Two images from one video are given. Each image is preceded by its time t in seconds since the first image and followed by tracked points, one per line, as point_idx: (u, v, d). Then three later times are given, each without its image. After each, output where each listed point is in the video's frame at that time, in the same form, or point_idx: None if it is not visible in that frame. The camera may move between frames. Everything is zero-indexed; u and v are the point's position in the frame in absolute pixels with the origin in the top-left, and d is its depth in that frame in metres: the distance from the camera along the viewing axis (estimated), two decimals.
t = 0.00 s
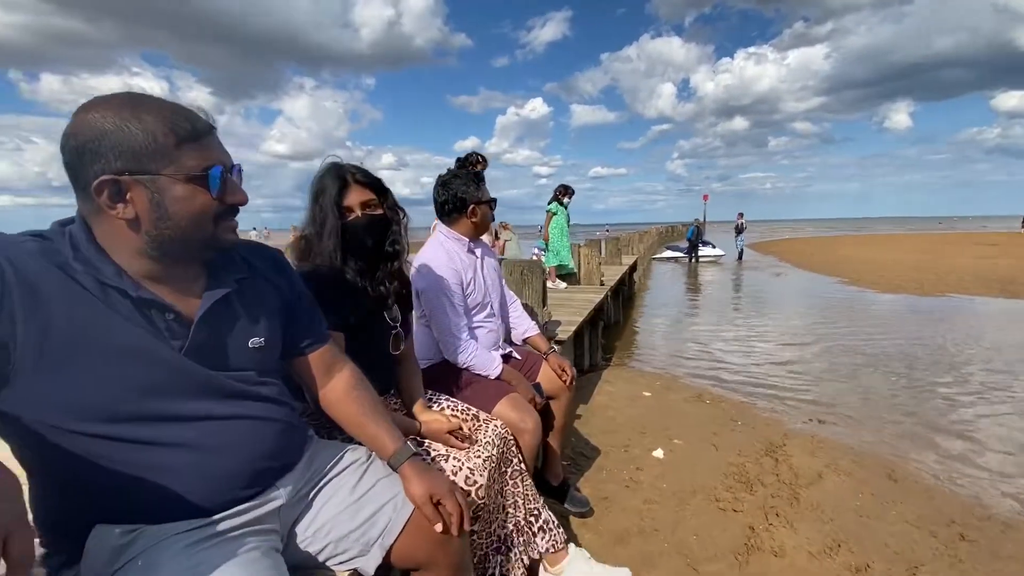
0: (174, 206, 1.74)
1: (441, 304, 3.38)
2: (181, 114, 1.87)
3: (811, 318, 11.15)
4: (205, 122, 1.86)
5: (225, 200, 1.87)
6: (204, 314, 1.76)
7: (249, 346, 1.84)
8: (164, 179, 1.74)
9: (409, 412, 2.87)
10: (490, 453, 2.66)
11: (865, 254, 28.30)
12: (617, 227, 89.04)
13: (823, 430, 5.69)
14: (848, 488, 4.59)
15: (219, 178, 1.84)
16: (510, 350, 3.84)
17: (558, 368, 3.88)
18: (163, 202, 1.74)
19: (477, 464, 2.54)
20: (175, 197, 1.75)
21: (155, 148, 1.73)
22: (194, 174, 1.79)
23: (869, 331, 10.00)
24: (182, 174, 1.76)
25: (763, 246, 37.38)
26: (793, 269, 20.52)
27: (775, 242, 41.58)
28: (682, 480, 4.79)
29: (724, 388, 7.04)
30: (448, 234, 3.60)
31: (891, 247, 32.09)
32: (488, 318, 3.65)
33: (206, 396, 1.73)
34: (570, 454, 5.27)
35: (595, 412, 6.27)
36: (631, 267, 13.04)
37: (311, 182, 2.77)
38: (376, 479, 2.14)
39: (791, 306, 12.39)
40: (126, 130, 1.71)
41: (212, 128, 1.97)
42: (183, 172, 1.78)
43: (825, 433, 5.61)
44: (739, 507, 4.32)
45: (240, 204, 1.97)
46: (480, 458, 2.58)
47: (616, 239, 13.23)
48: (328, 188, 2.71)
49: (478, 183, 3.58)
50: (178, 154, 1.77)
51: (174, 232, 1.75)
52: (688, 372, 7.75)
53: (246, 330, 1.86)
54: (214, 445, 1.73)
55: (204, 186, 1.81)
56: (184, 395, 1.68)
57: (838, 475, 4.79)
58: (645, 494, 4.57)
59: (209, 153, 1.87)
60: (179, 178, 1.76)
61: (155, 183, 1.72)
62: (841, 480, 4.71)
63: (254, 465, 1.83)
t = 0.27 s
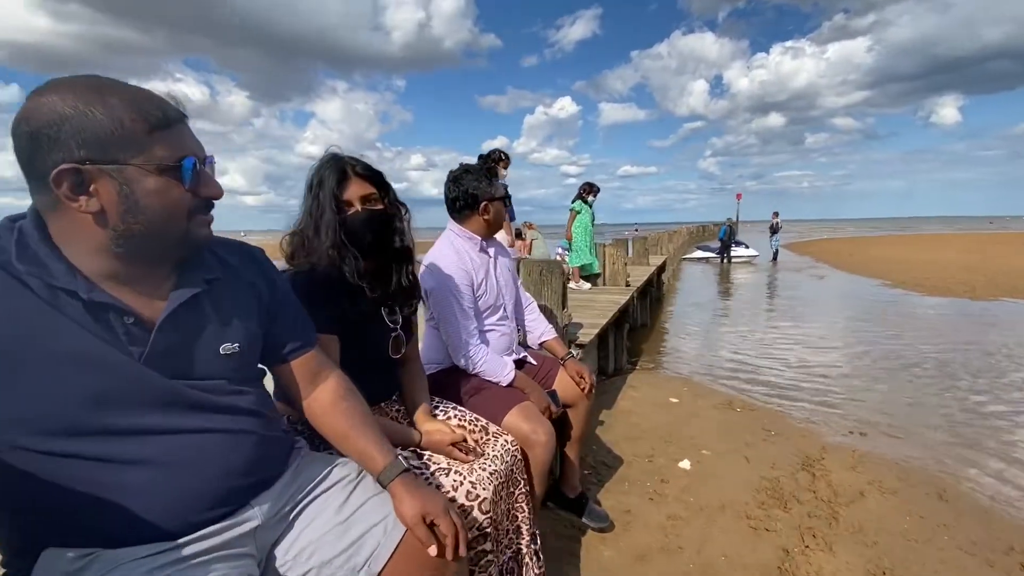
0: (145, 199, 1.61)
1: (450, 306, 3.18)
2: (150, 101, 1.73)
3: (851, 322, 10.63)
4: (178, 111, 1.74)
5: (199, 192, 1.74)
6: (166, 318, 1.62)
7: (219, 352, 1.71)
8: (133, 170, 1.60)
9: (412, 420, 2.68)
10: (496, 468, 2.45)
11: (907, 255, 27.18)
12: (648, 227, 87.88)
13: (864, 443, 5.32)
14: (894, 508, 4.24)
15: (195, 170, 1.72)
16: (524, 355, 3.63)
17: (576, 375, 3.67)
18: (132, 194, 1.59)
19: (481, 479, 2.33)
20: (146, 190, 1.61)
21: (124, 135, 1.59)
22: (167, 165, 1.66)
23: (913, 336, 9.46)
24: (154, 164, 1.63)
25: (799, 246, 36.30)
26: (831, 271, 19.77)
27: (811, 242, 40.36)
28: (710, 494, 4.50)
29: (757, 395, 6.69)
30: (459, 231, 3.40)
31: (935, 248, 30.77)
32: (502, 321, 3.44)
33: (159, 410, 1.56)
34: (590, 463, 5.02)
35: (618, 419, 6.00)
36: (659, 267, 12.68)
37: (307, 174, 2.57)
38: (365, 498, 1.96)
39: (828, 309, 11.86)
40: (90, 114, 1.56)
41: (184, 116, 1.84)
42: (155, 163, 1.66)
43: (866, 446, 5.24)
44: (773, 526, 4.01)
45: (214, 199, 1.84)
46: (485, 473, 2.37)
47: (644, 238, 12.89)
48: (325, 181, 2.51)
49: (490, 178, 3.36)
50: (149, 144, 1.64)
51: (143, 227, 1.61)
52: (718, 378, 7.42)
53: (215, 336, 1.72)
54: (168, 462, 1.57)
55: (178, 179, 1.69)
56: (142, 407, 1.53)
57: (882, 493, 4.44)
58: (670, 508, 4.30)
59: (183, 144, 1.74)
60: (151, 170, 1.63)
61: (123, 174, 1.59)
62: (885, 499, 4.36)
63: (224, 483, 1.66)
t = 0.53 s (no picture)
0: (109, 199, 1.40)
1: (464, 312, 2.93)
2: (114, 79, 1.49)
3: (898, 328, 10.03)
4: (148, 95, 1.52)
5: (170, 189, 1.54)
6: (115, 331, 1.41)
7: (182, 367, 1.51)
8: (96, 162, 1.38)
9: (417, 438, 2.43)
10: (509, 494, 2.16)
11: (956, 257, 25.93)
12: (680, 228, 86.28)
13: (920, 463, 4.87)
14: (958, 540, 3.82)
15: (167, 165, 1.51)
16: (544, 365, 3.36)
17: (602, 387, 3.37)
18: (93, 191, 1.38)
19: (491, 507, 2.05)
20: (110, 186, 1.40)
21: (86, 122, 1.37)
22: (136, 159, 1.45)
23: (968, 344, 8.84)
24: (120, 158, 1.42)
25: (838, 248, 35.07)
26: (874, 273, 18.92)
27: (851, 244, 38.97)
28: (749, 516, 4.14)
29: (797, 407, 6.26)
30: (474, 232, 3.14)
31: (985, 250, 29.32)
32: (520, 328, 3.17)
33: (104, 438, 1.38)
34: (617, 478, 4.71)
35: (648, 430, 5.67)
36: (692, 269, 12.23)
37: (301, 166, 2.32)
38: (352, 535, 1.72)
39: (873, 314, 11.25)
40: (44, 95, 1.32)
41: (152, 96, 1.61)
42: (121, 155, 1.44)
43: (922, 467, 4.80)
44: (820, 556, 3.64)
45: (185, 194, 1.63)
46: (496, 499, 2.09)
47: (676, 239, 12.45)
48: (323, 174, 2.27)
49: (508, 174, 3.08)
50: (116, 133, 1.43)
51: (105, 230, 1.41)
52: (754, 387, 7.01)
53: (178, 351, 1.51)
54: (108, 497, 1.37)
55: (147, 175, 1.48)
56: (83, 436, 1.36)
57: (942, 521, 4.03)
58: (704, 531, 3.96)
59: (151, 133, 1.52)
60: (118, 164, 1.41)
61: (84, 167, 1.37)
62: (947, 528, 3.94)
63: (183, 520, 1.45)
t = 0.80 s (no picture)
0: (35, 208, 1.20)
1: (473, 323, 2.68)
2: (50, 68, 1.29)
3: (947, 335, 9.44)
4: (90, 86, 1.31)
5: (114, 195, 1.34)
6: (40, 359, 1.22)
7: (125, 398, 1.32)
8: (20, 166, 1.19)
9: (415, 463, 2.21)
10: (512, 536, 1.91)
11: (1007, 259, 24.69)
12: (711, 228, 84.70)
13: (978, 487, 4.46)
14: None
15: (110, 169, 1.31)
16: (561, 379, 3.12)
17: (625, 403, 3.07)
18: (16, 199, 1.19)
19: (492, 552, 1.80)
20: (38, 194, 1.21)
21: (8, 118, 1.18)
22: (70, 162, 1.26)
23: None
24: (50, 160, 1.22)
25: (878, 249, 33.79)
26: (918, 276, 18.06)
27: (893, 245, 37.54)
28: (787, 543, 3.80)
29: (838, 420, 5.86)
30: (483, 235, 2.90)
31: None
32: (535, 339, 2.91)
33: (28, 483, 1.24)
34: (642, 496, 4.41)
35: (675, 443, 5.35)
36: (724, 271, 11.78)
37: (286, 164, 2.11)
38: None
39: (919, 320, 10.64)
40: None
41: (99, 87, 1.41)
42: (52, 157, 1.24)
43: (981, 492, 4.38)
44: None
45: (137, 201, 1.44)
46: (498, 542, 1.84)
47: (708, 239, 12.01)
48: (310, 172, 2.05)
49: (521, 172, 2.85)
50: (45, 131, 1.23)
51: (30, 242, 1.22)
52: (790, 397, 6.60)
53: (120, 379, 1.32)
54: (30, 551, 1.23)
55: (84, 180, 1.28)
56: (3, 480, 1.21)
57: (1006, 554, 3.64)
58: (737, 559, 3.64)
59: (93, 131, 1.32)
60: (46, 167, 1.22)
61: (5, 171, 1.18)
62: (1013, 564, 3.55)
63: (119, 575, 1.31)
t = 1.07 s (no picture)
0: None
1: (470, 325, 2.51)
2: None
3: (997, 341, 8.88)
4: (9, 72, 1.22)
5: (36, 189, 1.26)
6: None
7: (49, 409, 1.26)
8: None
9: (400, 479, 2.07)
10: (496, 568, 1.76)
11: None
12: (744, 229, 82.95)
13: None
14: None
15: (27, 162, 1.23)
16: (568, 386, 2.92)
17: (636, 413, 2.87)
18: None
19: None
20: None
21: None
22: None
23: None
24: None
25: (920, 250, 32.49)
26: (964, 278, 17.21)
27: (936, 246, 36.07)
28: (816, 564, 3.53)
29: (875, 431, 5.50)
30: (484, 232, 2.74)
31: None
32: (539, 343, 2.74)
33: None
34: (660, 509, 4.18)
35: (698, 452, 5.09)
36: (755, 272, 11.37)
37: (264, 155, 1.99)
38: None
39: (965, 324, 10.06)
40: None
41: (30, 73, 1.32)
42: None
43: None
44: None
45: (69, 195, 1.36)
46: None
47: (738, 239, 11.62)
48: (288, 163, 1.92)
49: (522, 163, 2.69)
50: None
51: None
52: (824, 405, 6.25)
53: (49, 389, 1.26)
54: None
55: None
56: None
57: None
58: None
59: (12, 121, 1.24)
60: None
61: None
62: None
63: None
